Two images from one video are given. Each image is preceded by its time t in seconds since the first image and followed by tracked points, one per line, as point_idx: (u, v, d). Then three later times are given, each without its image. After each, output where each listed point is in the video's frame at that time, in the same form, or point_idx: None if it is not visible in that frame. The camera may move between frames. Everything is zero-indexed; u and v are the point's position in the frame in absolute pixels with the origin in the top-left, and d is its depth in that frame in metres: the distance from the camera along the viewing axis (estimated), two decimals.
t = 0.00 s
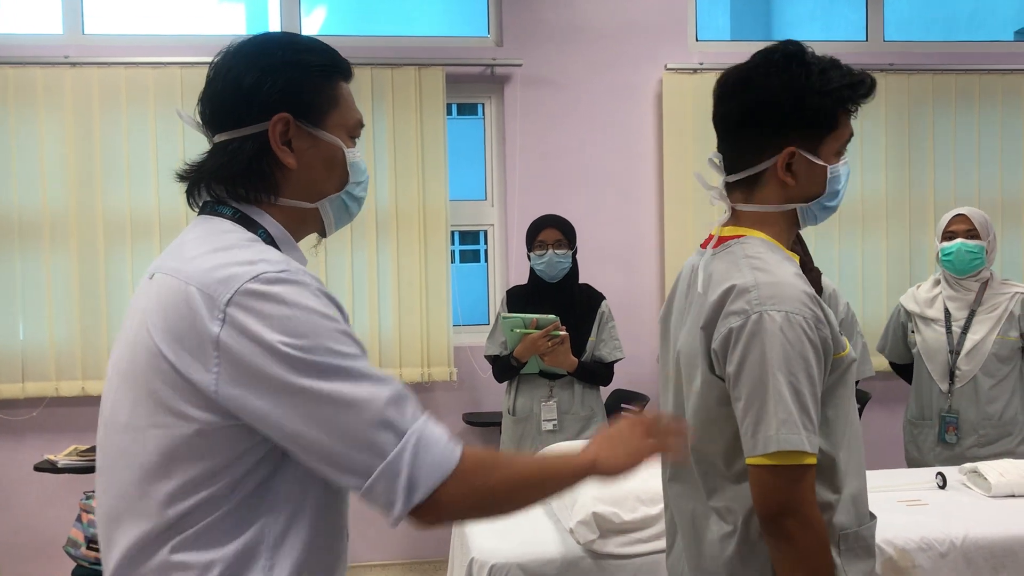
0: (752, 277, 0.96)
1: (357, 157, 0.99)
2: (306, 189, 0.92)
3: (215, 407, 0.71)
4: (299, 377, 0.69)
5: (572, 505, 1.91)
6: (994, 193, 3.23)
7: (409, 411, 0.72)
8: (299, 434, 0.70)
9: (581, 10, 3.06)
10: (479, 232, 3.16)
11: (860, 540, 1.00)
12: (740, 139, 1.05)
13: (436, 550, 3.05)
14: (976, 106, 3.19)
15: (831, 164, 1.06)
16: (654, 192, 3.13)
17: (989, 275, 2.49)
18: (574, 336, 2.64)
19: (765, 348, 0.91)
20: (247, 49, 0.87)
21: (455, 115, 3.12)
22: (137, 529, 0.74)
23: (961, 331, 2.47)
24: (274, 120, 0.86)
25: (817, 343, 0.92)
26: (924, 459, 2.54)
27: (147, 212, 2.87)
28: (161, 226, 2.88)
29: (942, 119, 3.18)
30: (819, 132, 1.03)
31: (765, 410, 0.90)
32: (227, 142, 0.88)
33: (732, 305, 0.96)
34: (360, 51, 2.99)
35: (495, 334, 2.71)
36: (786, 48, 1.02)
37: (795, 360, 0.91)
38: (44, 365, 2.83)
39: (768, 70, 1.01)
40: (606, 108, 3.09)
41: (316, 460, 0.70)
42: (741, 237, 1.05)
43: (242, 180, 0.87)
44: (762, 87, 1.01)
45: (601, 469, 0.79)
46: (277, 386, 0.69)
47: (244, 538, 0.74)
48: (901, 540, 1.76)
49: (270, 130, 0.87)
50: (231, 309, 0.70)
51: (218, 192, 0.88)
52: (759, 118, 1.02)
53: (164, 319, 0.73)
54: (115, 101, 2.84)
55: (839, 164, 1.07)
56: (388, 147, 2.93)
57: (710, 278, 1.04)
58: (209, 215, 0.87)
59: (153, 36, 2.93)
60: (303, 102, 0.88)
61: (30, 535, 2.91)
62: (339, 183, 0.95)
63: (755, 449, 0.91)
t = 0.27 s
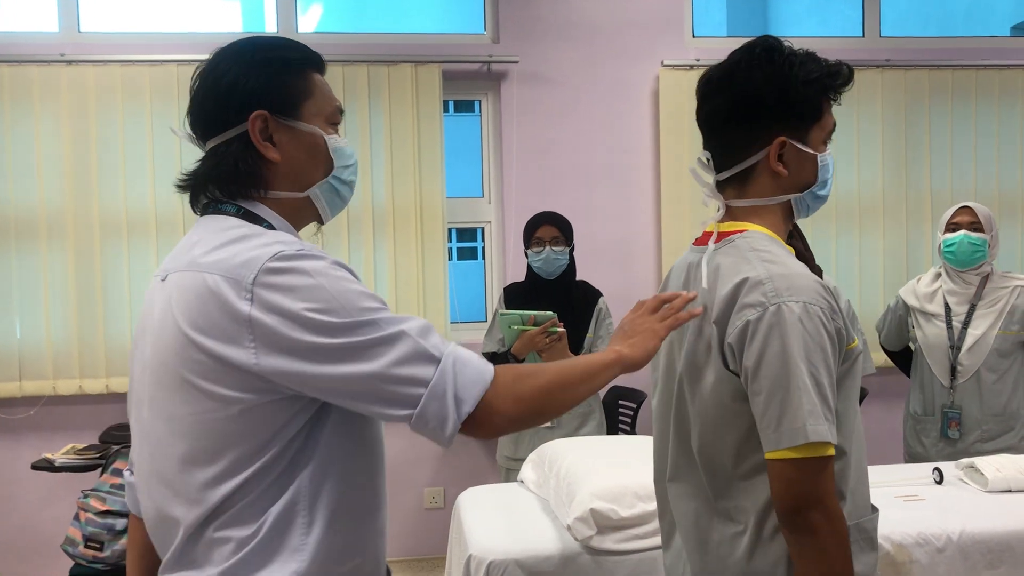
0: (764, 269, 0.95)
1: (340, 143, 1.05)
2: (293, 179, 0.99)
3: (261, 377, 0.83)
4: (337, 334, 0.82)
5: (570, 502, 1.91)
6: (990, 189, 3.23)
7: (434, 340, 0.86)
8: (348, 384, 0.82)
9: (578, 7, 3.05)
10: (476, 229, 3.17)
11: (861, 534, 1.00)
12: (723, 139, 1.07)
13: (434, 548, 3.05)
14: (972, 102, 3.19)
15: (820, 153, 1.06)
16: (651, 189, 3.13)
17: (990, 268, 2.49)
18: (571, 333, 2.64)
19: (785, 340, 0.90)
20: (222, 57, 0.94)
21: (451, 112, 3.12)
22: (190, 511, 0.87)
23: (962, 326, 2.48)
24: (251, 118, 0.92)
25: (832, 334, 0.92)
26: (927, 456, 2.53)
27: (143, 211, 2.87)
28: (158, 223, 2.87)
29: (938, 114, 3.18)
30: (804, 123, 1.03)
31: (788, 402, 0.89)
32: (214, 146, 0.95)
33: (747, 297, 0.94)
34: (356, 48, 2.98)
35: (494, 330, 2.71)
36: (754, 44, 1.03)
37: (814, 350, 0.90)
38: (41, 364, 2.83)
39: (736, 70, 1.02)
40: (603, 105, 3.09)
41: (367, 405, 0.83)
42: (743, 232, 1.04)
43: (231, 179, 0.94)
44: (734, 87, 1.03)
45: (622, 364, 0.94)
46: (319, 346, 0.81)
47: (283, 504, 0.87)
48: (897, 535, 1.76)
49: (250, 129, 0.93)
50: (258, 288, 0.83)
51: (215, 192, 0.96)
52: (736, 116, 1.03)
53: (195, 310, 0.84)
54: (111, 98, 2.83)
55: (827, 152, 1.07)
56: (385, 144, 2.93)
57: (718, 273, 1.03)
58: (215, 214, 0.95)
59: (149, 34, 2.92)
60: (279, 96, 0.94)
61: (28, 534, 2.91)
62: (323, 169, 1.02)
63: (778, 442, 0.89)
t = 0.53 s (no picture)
0: (773, 265, 0.94)
1: (343, 151, 1.06)
2: (292, 183, 1.02)
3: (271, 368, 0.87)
4: (340, 324, 0.85)
5: (568, 499, 1.91)
6: (989, 186, 3.23)
7: (434, 327, 0.89)
8: (351, 371, 0.86)
9: (576, 4, 3.05)
10: (474, 227, 3.17)
11: (867, 532, 1.00)
12: (720, 137, 1.07)
13: (434, 546, 3.05)
14: (971, 99, 3.19)
15: (817, 146, 1.06)
16: (649, 187, 3.13)
17: (998, 266, 2.49)
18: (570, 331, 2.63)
19: (795, 336, 0.89)
20: (234, 64, 0.97)
21: (449, 110, 3.13)
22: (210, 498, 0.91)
23: (970, 320, 2.48)
24: (255, 125, 0.96)
25: (841, 329, 0.92)
26: (937, 451, 2.51)
27: (141, 210, 2.87)
28: (156, 221, 2.87)
29: (937, 111, 3.18)
30: (799, 120, 1.03)
31: (799, 398, 0.88)
32: (221, 150, 0.99)
33: (756, 293, 0.93)
34: (354, 46, 2.98)
35: (494, 328, 2.71)
36: (743, 41, 1.03)
37: (824, 346, 0.90)
38: (40, 362, 2.83)
39: (728, 69, 1.02)
40: (602, 102, 3.08)
41: (370, 390, 0.87)
42: (747, 229, 1.04)
43: (233, 182, 0.98)
44: (726, 86, 1.03)
45: (629, 356, 1.01)
46: (323, 336, 0.85)
47: (299, 488, 0.91)
48: (896, 532, 1.76)
49: (253, 135, 0.97)
50: (263, 283, 0.86)
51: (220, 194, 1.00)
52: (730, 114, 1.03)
53: (204, 306, 0.87)
54: (109, 96, 2.83)
55: (824, 145, 1.07)
56: (383, 142, 2.93)
57: (724, 269, 1.02)
58: (219, 216, 0.98)
59: (146, 31, 2.92)
60: (284, 104, 0.97)
61: (27, 532, 2.90)
62: (324, 175, 1.04)
63: (789, 439, 0.89)
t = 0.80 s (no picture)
0: (783, 262, 0.94)
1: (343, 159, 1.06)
2: (291, 189, 1.02)
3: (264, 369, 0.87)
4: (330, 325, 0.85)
5: (568, 497, 1.91)
6: (989, 184, 3.23)
7: (423, 328, 0.89)
8: (340, 371, 0.86)
9: (575, 3, 3.05)
10: (473, 226, 3.17)
11: (872, 530, 1.00)
12: (722, 134, 1.07)
13: (433, 544, 3.05)
14: (970, 98, 3.19)
15: (820, 142, 1.06)
16: (648, 185, 3.13)
17: (1003, 264, 2.49)
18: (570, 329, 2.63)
19: (808, 333, 0.89)
20: (241, 67, 0.97)
21: (448, 108, 3.13)
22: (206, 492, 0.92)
23: (975, 319, 2.49)
24: (255, 130, 0.96)
25: (851, 327, 0.93)
26: (942, 450, 2.52)
27: (140, 208, 2.87)
28: (155, 220, 2.87)
29: (936, 110, 3.18)
30: (802, 117, 1.03)
31: (812, 395, 0.88)
32: (225, 151, 1.00)
33: (767, 291, 0.93)
34: (352, 44, 2.98)
35: (493, 326, 2.71)
36: (744, 39, 1.03)
37: (836, 343, 0.90)
38: (39, 361, 2.83)
39: (731, 66, 1.02)
40: (601, 101, 3.08)
41: (358, 390, 0.87)
42: (754, 226, 1.04)
43: (235, 183, 0.99)
44: (729, 83, 1.03)
45: (627, 363, 1.02)
46: (312, 337, 0.85)
47: (293, 483, 0.91)
48: (896, 530, 1.76)
49: (253, 139, 0.97)
50: (257, 285, 0.86)
51: (221, 195, 1.01)
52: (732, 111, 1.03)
53: (200, 307, 0.88)
54: (107, 95, 2.83)
55: (826, 142, 1.08)
56: (382, 141, 2.93)
57: (732, 267, 1.02)
58: (219, 217, 0.98)
59: (145, 30, 2.91)
60: (286, 109, 0.97)
61: (26, 531, 2.90)
62: (322, 182, 1.04)
63: (801, 437, 0.89)
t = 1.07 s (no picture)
0: (787, 262, 0.94)
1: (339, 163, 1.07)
2: (286, 193, 1.02)
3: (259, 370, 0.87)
4: (323, 326, 0.85)
5: (567, 497, 1.91)
6: (988, 184, 3.23)
7: (417, 327, 0.89)
8: (334, 371, 0.86)
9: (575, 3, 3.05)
10: (473, 225, 3.17)
11: (873, 530, 1.00)
12: (725, 133, 1.07)
13: (433, 544, 3.05)
14: (970, 98, 3.19)
15: (822, 142, 1.06)
16: (648, 185, 3.13)
17: (1003, 264, 2.50)
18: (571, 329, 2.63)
19: (812, 332, 0.89)
20: (237, 70, 0.97)
21: (447, 108, 3.12)
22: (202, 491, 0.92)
23: (978, 320, 2.49)
24: (250, 134, 0.96)
25: (855, 326, 0.93)
26: (941, 451, 2.51)
27: (140, 208, 2.87)
28: (155, 220, 2.87)
29: (935, 110, 3.18)
30: (804, 117, 1.03)
31: (815, 394, 0.88)
32: (220, 155, 1.00)
33: (771, 290, 0.93)
34: (352, 44, 2.97)
35: (494, 325, 2.71)
36: (747, 38, 1.03)
37: (839, 342, 0.90)
38: (39, 361, 2.83)
39: (734, 64, 1.02)
40: (601, 101, 3.08)
41: (352, 388, 0.87)
42: (756, 226, 1.04)
43: (230, 187, 0.99)
44: (732, 82, 1.02)
45: (626, 363, 1.04)
46: (306, 338, 0.85)
47: (288, 482, 0.91)
48: (896, 530, 1.76)
49: (248, 144, 0.97)
50: (251, 287, 0.86)
51: (216, 198, 1.01)
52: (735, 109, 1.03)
53: (196, 309, 0.88)
54: (107, 94, 2.82)
55: (828, 142, 1.08)
56: (381, 141, 2.93)
57: (735, 266, 1.02)
58: (215, 220, 0.99)
59: (145, 29, 2.91)
60: (281, 113, 0.97)
61: (26, 531, 2.90)
62: (317, 186, 1.04)
63: (804, 436, 0.89)
